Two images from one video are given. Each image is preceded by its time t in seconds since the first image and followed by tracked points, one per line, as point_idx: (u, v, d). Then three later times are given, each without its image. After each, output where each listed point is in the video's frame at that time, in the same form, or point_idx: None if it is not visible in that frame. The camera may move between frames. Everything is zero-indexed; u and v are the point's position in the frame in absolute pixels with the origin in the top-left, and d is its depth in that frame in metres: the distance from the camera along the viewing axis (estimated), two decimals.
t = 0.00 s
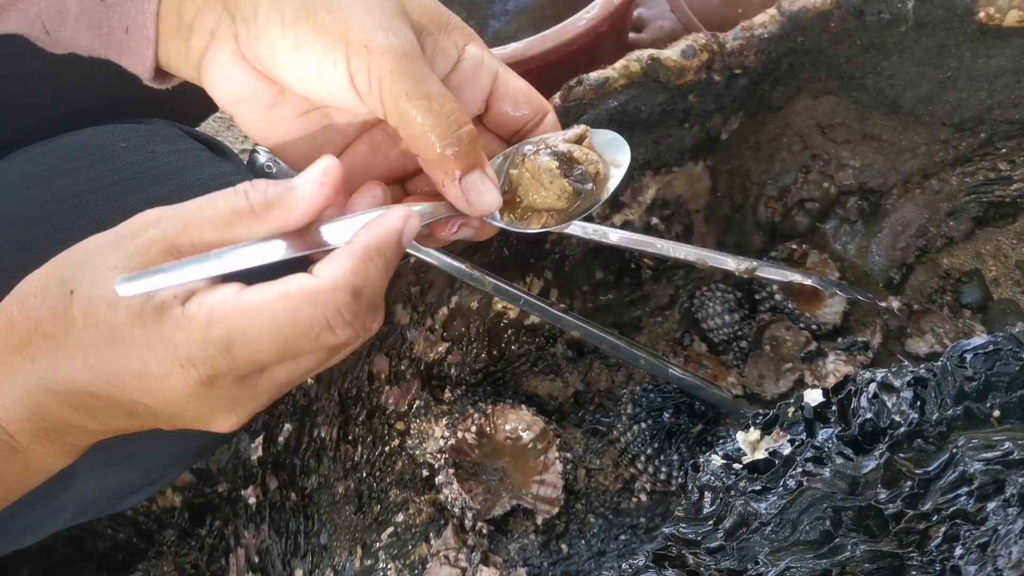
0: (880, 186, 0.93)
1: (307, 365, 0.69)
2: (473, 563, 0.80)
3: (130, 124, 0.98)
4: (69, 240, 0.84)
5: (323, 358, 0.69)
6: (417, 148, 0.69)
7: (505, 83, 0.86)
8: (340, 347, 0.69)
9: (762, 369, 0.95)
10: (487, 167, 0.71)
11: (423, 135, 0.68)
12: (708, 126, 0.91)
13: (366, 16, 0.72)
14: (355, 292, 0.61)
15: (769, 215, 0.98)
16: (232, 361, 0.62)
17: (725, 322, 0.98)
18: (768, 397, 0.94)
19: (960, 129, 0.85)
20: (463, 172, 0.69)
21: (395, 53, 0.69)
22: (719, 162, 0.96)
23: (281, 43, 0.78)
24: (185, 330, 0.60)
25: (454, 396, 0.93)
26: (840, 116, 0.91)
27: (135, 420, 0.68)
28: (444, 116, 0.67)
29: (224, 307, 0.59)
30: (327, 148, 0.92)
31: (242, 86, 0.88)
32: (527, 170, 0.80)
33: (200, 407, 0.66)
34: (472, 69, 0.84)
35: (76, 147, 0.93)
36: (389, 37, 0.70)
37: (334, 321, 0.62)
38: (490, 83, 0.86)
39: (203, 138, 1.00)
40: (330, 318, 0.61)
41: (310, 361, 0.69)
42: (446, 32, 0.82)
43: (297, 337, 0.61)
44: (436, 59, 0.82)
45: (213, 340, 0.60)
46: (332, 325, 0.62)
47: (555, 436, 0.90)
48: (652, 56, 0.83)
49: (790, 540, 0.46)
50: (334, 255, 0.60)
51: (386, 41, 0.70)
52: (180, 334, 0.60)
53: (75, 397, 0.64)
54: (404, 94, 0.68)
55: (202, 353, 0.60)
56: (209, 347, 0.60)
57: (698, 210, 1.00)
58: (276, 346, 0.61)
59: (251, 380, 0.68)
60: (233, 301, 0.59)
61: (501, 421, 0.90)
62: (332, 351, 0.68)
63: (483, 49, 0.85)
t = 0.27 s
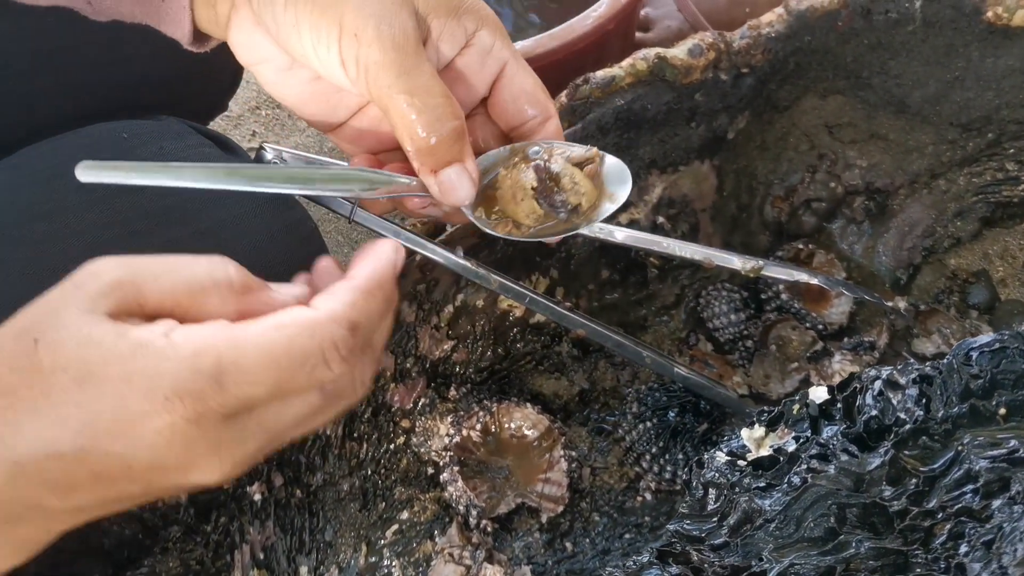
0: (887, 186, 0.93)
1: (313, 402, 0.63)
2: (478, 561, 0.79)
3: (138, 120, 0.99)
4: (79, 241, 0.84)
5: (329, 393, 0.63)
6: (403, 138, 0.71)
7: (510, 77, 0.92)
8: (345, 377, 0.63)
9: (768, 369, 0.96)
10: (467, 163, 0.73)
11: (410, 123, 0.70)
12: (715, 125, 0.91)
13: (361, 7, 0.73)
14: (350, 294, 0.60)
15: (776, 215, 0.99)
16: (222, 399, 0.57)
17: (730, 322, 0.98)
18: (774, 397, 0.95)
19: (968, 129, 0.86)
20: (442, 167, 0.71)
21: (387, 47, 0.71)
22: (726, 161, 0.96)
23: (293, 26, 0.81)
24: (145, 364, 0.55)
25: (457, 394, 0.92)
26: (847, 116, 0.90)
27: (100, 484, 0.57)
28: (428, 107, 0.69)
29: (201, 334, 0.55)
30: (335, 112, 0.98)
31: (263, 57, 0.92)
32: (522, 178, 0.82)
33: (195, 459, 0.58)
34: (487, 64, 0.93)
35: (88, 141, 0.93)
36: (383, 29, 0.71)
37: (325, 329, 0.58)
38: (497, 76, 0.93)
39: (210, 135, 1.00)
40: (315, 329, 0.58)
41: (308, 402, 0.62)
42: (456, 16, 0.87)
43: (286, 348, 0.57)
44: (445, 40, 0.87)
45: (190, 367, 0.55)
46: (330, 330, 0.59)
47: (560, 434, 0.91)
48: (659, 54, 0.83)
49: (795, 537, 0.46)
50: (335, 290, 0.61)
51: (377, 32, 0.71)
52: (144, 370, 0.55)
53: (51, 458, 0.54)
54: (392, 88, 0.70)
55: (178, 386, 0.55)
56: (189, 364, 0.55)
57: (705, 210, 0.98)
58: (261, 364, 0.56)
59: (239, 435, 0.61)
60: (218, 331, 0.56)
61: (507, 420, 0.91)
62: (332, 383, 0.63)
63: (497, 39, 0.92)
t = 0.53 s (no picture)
0: (893, 189, 0.93)
1: (505, 410, 0.51)
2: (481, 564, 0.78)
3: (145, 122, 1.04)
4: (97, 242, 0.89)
5: (519, 397, 0.52)
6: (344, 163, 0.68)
7: (471, 135, 0.80)
8: (534, 386, 0.53)
9: (773, 372, 0.96)
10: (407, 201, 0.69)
11: (351, 145, 0.66)
12: (721, 127, 0.91)
13: (326, 25, 0.72)
14: (464, 259, 0.53)
15: (781, 218, 0.99)
16: (405, 369, 0.47)
17: (735, 325, 0.98)
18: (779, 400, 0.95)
19: (976, 132, 0.84)
20: (379, 201, 0.67)
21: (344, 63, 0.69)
22: (732, 163, 0.96)
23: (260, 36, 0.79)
24: (230, 411, 0.47)
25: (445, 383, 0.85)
26: (853, 119, 0.91)
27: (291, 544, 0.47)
28: (371, 135, 0.66)
29: (274, 373, 0.48)
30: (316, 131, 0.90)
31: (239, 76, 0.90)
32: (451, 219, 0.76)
33: (384, 482, 0.47)
34: (451, 117, 0.81)
35: (102, 143, 0.99)
36: (341, 47, 0.70)
37: (485, 304, 0.53)
38: (455, 132, 0.81)
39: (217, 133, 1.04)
40: (481, 283, 0.53)
41: (528, 408, 0.53)
42: (430, 58, 0.78)
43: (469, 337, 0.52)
44: (410, 79, 0.78)
45: (395, 352, 0.47)
46: (450, 286, 0.51)
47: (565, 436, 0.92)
48: (665, 57, 0.84)
49: (799, 541, 0.46)
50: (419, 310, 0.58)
51: (334, 49, 0.70)
52: (254, 411, 0.46)
53: (181, 545, 0.45)
54: (338, 106, 0.67)
55: (373, 380, 0.46)
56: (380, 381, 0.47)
57: (710, 212, 1.00)
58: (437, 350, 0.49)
59: (464, 493, 0.54)
60: (290, 367, 0.48)
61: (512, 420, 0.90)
62: (558, 386, 0.55)
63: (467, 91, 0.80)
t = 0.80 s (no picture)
0: (899, 191, 0.93)
1: (494, 411, 0.52)
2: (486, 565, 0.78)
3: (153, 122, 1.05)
4: (108, 243, 0.92)
5: (509, 397, 0.53)
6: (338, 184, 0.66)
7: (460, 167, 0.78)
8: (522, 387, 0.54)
9: (778, 373, 0.96)
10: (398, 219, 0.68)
11: (347, 163, 0.65)
12: (726, 128, 0.91)
13: (321, 42, 0.71)
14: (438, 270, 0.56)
15: (787, 219, 0.99)
16: (393, 374, 0.49)
17: (740, 326, 0.98)
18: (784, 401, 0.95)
19: (981, 134, 0.84)
20: (370, 218, 0.67)
21: (340, 76, 0.69)
22: (737, 164, 0.96)
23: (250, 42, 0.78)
24: (216, 436, 0.46)
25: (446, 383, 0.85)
26: (858, 120, 0.91)
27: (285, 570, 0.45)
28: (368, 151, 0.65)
29: (258, 395, 0.48)
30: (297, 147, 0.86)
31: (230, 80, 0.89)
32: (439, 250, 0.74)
33: (378, 488, 0.48)
34: (439, 147, 0.78)
35: (107, 143, 0.99)
36: (337, 61, 0.69)
37: (466, 311, 0.55)
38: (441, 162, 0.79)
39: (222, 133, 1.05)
40: (459, 290, 0.55)
41: (517, 410, 0.54)
42: (422, 84, 0.76)
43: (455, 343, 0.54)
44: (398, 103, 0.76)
45: (377, 358, 0.49)
46: (429, 293, 0.53)
47: (569, 437, 0.92)
48: (671, 58, 0.84)
49: (806, 543, 0.47)
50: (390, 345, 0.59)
51: (330, 64, 0.69)
52: (242, 432, 0.46)
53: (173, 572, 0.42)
54: (334, 121, 0.66)
55: (359, 383, 0.48)
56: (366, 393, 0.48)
57: (714, 213, 1.00)
58: (422, 355, 0.51)
59: (461, 505, 0.54)
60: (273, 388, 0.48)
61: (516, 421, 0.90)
62: (549, 387, 0.56)
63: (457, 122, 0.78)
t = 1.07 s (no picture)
0: (902, 191, 0.93)
1: (483, 428, 0.52)
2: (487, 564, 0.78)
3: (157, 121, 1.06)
4: (112, 242, 0.93)
5: (501, 415, 0.53)
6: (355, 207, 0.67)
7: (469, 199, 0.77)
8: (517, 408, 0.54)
9: (780, 373, 0.96)
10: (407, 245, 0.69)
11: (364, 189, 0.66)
12: (728, 128, 0.91)
13: (348, 63, 0.72)
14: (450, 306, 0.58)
15: (789, 219, 0.99)
16: (382, 392, 0.51)
17: (743, 326, 0.98)
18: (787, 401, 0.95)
19: (982, 134, 0.84)
20: (382, 243, 0.68)
21: (366, 98, 0.70)
22: (740, 164, 0.97)
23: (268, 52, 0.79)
24: (199, 452, 0.47)
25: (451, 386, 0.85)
26: (861, 121, 0.91)
27: None
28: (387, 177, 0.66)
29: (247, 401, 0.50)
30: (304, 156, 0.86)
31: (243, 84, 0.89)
32: (446, 294, 0.74)
33: (358, 501, 0.48)
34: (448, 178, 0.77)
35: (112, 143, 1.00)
36: (360, 84, 0.70)
37: (472, 347, 0.57)
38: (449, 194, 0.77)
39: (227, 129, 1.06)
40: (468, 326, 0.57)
41: (512, 429, 0.54)
42: (442, 113, 0.76)
43: (454, 370, 0.55)
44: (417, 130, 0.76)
45: (369, 375, 0.51)
46: (437, 323, 0.55)
47: (572, 436, 0.92)
48: (673, 58, 0.84)
49: (807, 541, 0.46)
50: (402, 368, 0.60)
51: (353, 87, 0.70)
52: (222, 440, 0.48)
53: None
54: (357, 144, 0.67)
55: (348, 398, 0.50)
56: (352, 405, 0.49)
57: (717, 213, 1.00)
58: (416, 378, 0.52)
59: (448, 522, 0.54)
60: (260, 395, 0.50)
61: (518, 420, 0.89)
62: (547, 409, 0.56)
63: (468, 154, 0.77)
